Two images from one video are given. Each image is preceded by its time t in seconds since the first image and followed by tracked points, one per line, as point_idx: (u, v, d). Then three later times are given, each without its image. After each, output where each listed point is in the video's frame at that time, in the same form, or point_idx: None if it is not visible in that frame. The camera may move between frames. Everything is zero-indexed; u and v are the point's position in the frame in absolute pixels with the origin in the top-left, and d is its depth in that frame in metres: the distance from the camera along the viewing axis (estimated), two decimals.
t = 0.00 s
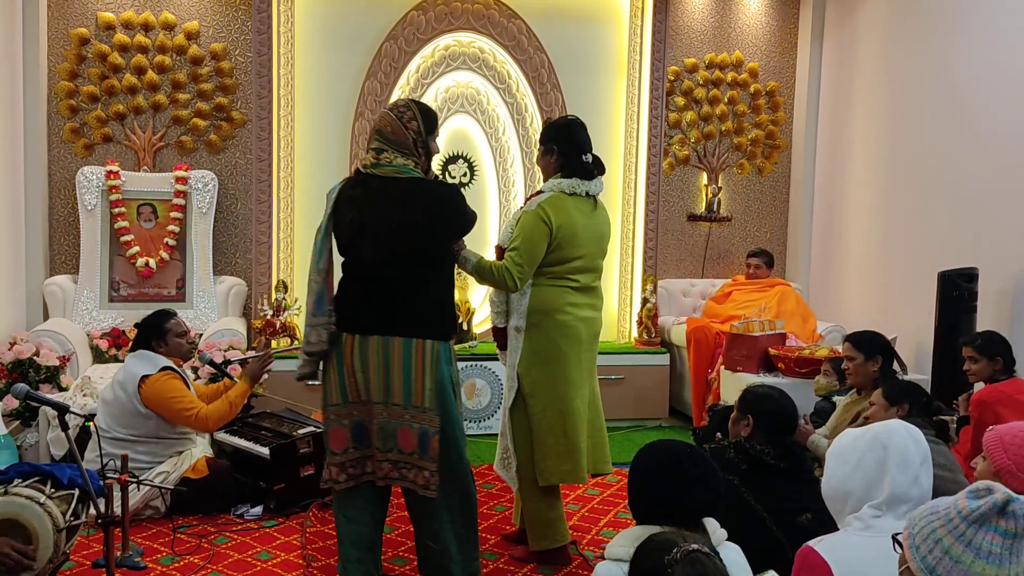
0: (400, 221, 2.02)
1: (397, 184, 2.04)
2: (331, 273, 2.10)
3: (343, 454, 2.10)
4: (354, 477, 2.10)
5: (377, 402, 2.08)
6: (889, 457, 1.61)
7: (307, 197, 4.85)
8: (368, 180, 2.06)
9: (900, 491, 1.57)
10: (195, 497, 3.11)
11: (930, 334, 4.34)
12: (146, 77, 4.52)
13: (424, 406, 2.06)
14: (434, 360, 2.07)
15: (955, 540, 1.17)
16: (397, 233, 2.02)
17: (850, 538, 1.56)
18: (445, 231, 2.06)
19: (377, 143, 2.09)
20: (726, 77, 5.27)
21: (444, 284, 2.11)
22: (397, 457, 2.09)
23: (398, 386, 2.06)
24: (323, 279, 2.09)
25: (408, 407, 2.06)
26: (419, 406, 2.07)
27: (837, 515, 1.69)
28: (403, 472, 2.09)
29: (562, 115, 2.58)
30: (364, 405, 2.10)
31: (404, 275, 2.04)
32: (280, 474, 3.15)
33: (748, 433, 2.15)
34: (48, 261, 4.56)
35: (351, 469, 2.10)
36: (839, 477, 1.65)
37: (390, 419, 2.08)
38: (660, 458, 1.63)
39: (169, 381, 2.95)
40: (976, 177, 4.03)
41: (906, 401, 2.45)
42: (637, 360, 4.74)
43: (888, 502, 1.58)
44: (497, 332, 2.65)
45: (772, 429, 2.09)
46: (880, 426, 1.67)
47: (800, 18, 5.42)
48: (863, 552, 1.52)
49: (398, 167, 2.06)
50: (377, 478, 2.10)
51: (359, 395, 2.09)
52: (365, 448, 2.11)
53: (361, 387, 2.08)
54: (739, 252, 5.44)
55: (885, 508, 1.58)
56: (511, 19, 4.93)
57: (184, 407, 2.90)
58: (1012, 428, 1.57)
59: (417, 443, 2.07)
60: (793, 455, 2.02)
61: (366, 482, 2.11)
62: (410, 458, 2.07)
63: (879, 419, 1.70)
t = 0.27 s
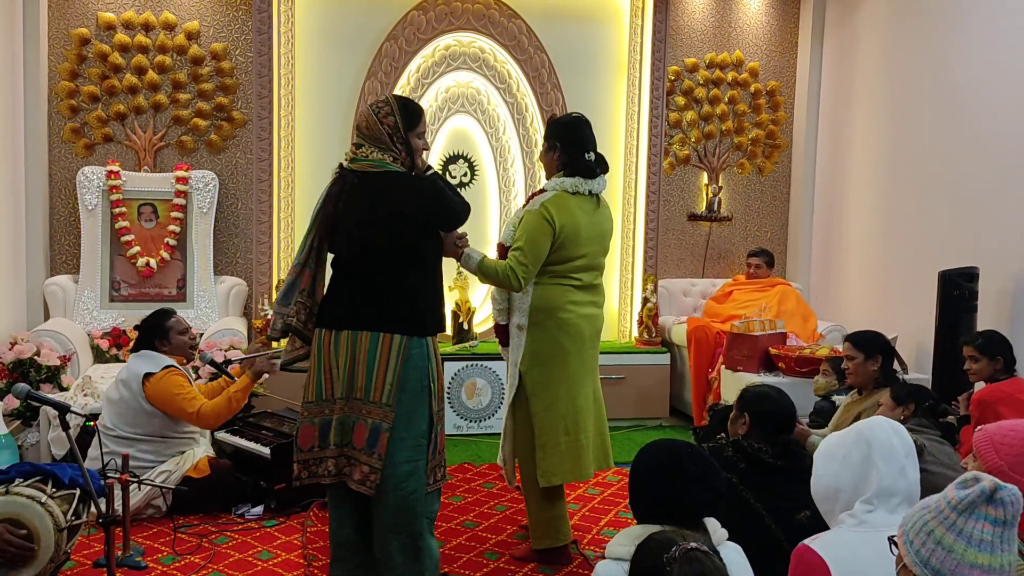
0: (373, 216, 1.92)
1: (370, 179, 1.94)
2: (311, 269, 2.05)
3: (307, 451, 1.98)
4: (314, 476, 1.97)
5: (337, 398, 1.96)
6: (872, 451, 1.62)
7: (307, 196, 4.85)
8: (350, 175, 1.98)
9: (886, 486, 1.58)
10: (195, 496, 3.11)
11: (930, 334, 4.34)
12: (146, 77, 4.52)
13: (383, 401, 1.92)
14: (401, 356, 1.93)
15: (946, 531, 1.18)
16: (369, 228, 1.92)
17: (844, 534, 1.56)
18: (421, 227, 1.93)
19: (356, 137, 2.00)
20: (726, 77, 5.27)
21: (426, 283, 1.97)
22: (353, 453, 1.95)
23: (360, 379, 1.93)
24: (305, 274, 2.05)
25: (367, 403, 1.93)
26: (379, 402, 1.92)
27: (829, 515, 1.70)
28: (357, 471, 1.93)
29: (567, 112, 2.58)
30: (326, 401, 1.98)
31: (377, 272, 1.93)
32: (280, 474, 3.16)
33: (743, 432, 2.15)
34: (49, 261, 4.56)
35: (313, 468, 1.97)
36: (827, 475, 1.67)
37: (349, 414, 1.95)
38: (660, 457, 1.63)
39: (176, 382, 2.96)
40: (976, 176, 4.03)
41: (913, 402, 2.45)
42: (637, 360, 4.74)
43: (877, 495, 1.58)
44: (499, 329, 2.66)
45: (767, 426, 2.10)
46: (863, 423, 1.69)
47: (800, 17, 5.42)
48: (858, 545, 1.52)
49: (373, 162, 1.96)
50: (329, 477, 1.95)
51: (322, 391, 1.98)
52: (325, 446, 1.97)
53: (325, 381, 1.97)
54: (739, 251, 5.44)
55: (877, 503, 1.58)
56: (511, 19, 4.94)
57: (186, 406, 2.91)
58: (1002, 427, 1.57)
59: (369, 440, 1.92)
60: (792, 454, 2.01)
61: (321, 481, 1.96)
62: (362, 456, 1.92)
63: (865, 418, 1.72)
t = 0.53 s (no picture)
0: (365, 215, 1.91)
1: (362, 179, 1.94)
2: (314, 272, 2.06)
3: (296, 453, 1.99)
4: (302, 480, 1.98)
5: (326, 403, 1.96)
6: (858, 449, 1.63)
7: (308, 196, 4.85)
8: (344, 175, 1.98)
9: (870, 481, 1.58)
10: (195, 496, 3.11)
11: (930, 334, 4.34)
12: (146, 78, 4.52)
13: (372, 407, 1.93)
14: (390, 362, 1.93)
15: (942, 526, 1.18)
16: (363, 227, 1.92)
17: (838, 534, 1.56)
18: (414, 225, 1.93)
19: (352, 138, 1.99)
20: (726, 77, 5.28)
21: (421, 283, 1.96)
22: (342, 461, 1.95)
23: (348, 386, 1.94)
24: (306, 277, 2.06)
25: (358, 410, 1.93)
26: (369, 408, 1.93)
27: (818, 517, 1.70)
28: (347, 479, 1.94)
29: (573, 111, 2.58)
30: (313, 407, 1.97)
31: (374, 271, 1.93)
32: (283, 475, 3.15)
33: (743, 430, 2.17)
34: (49, 261, 4.56)
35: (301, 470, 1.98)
36: (815, 476, 1.67)
37: (339, 419, 1.95)
38: (662, 457, 1.63)
39: (175, 389, 2.99)
40: (976, 176, 4.03)
41: (913, 403, 2.44)
42: (637, 360, 4.74)
43: (866, 493, 1.58)
44: (502, 328, 2.65)
45: (764, 424, 2.11)
46: (850, 423, 1.69)
47: (800, 18, 5.42)
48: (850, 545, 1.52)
49: (364, 161, 1.95)
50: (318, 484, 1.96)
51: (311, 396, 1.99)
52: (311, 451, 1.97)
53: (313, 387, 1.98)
54: (739, 252, 5.45)
55: (869, 500, 1.58)
56: (511, 19, 4.94)
57: (168, 422, 2.98)
58: (1000, 426, 1.57)
59: (360, 448, 1.93)
60: (790, 453, 1.99)
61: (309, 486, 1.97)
62: (354, 462, 1.93)
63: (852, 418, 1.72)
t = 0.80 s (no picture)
0: (365, 213, 1.90)
1: (363, 177, 1.93)
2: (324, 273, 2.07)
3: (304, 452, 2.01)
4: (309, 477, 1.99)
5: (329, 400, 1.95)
6: (847, 451, 1.63)
7: (308, 197, 4.85)
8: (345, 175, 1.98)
9: (862, 482, 1.58)
10: (195, 498, 3.10)
11: (930, 335, 4.34)
12: (146, 79, 4.53)
13: (372, 402, 1.90)
14: (388, 358, 1.89)
15: (938, 525, 1.18)
16: (362, 225, 1.90)
17: (832, 536, 1.56)
18: (414, 224, 1.90)
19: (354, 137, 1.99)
20: (726, 78, 5.28)
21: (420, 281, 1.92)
22: (345, 457, 1.94)
23: (349, 382, 1.92)
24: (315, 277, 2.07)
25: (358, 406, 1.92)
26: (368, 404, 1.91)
27: (811, 520, 1.71)
28: (350, 474, 1.93)
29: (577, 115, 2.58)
30: (318, 403, 1.97)
31: (372, 270, 1.90)
32: (284, 475, 3.14)
33: (744, 431, 2.18)
34: (48, 262, 4.55)
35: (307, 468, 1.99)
36: (806, 480, 1.67)
37: (340, 416, 1.95)
38: (664, 459, 1.63)
39: (172, 390, 3.00)
40: (976, 176, 4.03)
41: (912, 404, 2.44)
42: (637, 361, 4.74)
43: (859, 494, 1.58)
44: (510, 328, 2.64)
45: (765, 426, 2.11)
46: (838, 425, 1.69)
47: (799, 19, 5.42)
48: (845, 546, 1.52)
49: (364, 160, 1.94)
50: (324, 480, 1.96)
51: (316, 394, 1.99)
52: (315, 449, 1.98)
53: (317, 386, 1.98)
54: (739, 252, 5.45)
55: (862, 502, 1.58)
56: (511, 20, 4.94)
57: (165, 422, 2.98)
58: (998, 426, 1.57)
59: (362, 444, 1.91)
60: (789, 455, 2.03)
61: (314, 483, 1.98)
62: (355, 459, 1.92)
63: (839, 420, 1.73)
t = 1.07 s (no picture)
0: (377, 215, 1.90)
1: (374, 179, 1.92)
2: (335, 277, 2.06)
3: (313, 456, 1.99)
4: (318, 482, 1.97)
5: (341, 404, 1.95)
6: (843, 453, 1.64)
7: (307, 199, 4.85)
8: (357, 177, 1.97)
9: (858, 485, 1.59)
10: (194, 500, 3.11)
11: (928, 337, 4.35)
12: (145, 81, 4.53)
13: (384, 407, 1.89)
14: (403, 362, 1.88)
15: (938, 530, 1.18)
16: (375, 228, 1.90)
17: (828, 538, 1.56)
18: (424, 225, 1.89)
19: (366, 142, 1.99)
20: (725, 79, 5.28)
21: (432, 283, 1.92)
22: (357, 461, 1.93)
23: (362, 386, 1.91)
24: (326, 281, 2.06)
25: (370, 410, 1.91)
26: (381, 408, 1.90)
27: (809, 523, 1.71)
28: (362, 478, 1.92)
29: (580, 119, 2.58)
30: (332, 408, 1.96)
31: (385, 273, 1.90)
32: (283, 477, 3.13)
33: (745, 434, 2.18)
34: (48, 264, 4.55)
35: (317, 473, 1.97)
36: (803, 482, 1.68)
37: (353, 420, 1.94)
38: (663, 461, 1.63)
39: (171, 393, 3.00)
40: (974, 176, 4.04)
41: (910, 404, 2.43)
42: (636, 363, 4.75)
43: (856, 496, 1.58)
44: (516, 332, 2.67)
45: (765, 430, 2.11)
46: (834, 427, 1.70)
47: (798, 21, 5.43)
48: (842, 549, 1.52)
49: (378, 162, 1.94)
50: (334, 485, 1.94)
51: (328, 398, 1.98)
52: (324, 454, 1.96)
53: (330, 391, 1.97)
54: (738, 254, 5.45)
55: (858, 504, 1.58)
56: (510, 22, 4.94)
57: (163, 426, 2.98)
58: (998, 429, 1.58)
59: (373, 448, 1.90)
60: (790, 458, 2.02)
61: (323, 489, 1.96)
62: (366, 461, 1.90)
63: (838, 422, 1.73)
